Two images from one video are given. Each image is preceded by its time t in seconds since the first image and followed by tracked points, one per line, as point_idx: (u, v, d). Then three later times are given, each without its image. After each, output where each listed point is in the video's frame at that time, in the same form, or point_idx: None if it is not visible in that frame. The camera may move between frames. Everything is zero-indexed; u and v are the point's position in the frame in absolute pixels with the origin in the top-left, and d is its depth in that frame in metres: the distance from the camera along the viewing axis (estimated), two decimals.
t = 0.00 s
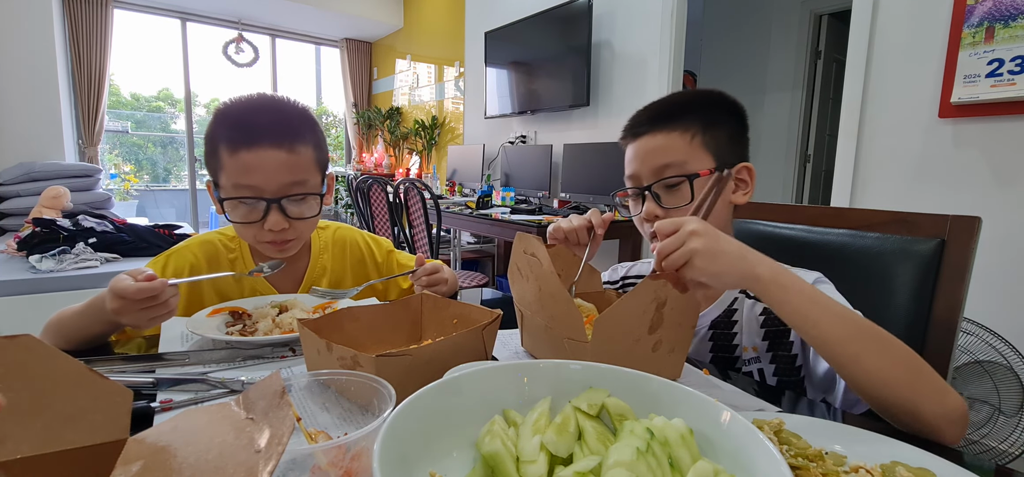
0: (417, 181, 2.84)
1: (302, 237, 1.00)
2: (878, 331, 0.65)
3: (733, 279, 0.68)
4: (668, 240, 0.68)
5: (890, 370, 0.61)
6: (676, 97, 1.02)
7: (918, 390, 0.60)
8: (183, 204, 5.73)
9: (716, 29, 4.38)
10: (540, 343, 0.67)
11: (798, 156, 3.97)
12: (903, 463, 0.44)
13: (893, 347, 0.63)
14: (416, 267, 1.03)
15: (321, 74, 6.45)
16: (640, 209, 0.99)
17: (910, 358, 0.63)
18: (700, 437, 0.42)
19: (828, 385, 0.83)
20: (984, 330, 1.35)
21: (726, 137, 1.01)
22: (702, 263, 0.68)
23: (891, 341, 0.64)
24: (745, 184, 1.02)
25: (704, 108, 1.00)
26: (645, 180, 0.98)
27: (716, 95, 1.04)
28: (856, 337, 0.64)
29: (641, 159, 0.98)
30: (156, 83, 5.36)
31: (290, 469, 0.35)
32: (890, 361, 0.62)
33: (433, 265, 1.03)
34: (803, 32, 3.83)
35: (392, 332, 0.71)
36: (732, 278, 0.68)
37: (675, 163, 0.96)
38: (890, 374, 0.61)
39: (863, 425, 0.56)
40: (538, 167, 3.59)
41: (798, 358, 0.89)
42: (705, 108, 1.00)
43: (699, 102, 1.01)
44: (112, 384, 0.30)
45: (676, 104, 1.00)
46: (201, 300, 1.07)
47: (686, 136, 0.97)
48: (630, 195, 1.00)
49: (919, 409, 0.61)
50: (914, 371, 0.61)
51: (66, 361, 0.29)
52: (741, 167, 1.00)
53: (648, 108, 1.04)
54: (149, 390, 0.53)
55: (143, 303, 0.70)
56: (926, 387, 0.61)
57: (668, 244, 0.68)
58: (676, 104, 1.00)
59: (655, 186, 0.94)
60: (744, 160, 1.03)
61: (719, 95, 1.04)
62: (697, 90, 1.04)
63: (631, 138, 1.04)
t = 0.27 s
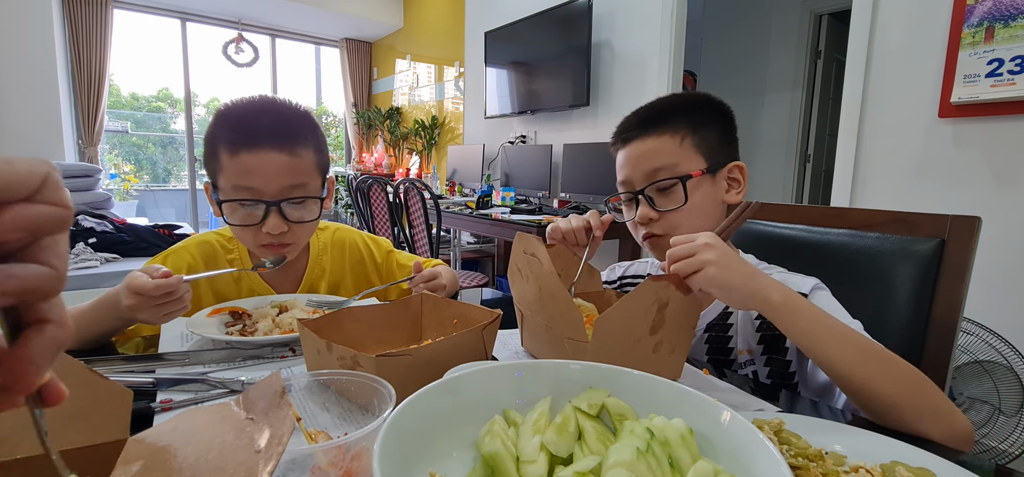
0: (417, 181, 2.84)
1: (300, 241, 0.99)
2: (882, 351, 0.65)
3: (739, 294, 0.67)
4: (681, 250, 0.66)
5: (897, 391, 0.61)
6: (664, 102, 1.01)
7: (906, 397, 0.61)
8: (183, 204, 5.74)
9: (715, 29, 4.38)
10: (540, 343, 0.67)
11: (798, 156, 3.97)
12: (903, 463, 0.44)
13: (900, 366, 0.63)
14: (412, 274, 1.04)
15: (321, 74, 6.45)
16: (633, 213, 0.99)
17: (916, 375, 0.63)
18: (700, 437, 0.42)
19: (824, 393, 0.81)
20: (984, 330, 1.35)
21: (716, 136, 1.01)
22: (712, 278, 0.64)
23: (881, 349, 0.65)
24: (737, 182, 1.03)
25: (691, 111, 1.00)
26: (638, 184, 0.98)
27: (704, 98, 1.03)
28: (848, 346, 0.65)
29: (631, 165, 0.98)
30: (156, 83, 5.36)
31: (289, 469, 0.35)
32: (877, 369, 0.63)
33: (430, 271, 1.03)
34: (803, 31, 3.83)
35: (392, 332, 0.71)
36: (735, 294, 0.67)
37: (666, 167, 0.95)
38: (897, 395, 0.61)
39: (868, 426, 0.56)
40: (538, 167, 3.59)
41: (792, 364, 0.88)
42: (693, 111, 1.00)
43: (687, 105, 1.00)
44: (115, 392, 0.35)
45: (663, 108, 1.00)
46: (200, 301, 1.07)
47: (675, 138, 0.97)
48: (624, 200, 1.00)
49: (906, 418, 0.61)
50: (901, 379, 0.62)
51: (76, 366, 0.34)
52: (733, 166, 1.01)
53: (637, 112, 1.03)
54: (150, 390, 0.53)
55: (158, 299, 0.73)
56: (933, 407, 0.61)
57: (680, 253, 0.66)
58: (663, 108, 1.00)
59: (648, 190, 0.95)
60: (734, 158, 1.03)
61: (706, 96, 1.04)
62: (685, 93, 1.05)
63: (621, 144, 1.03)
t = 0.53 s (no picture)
0: (417, 181, 2.84)
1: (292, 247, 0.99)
2: (880, 356, 0.65)
3: (739, 298, 0.66)
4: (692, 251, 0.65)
5: (896, 395, 0.61)
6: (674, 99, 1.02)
7: (898, 397, 0.61)
8: (183, 204, 5.74)
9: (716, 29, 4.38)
10: (540, 343, 0.67)
11: (798, 156, 3.97)
12: (904, 463, 0.44)
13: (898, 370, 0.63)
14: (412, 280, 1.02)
15: (321, 74, 6.45)
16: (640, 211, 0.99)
17: (915, 379, 0.63)
18: (700, 437, 0.42)
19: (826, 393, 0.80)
20: (984, 330, 1.35)
21: (724, 140, 1.01)
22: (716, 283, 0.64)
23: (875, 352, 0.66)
24: (744, 187, 1.03)
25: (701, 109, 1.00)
26: (646, 182, 0.98)
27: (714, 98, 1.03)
28: (839, 345, 0.66)
29: (641, 163, 0.98)
30: (156, 83, 5.36)
31: (290, 469, 0.35)
32: (863, 370, 0.64)
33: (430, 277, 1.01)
34: (803, 31, 3.83)
35: (392, 332, 0.71)
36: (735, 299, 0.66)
37: (676, 167, 0.95)
38: (897, 400, 0.61)
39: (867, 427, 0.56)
40: (538, 167, 3.59)
41: (794, 365, 0.86)
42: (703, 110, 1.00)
43: (696, 104, 1.00)
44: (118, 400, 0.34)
45: (672, 107, 1.00)
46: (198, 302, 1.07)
47: (688, 139, 0.97)
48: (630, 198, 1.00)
49: (898, 417, 0.61)
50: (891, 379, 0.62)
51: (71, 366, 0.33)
52: (741, 170, 1.01)
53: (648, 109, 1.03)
54: (150, 390, 0.53)
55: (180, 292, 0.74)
56: (933, 410, 0.61)
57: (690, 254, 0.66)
58: (675, 106, 1.00)
59: (657, 189, 0.94)
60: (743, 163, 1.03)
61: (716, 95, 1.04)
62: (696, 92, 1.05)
63: (631, 141, 1.03)
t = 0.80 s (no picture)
0: (417, 181, 2.84)
1: (284, 258, 1.00)
2: (881, 359, 0.65)
3: (748, 297, 0.64)
4: (712, 243, 0.64)
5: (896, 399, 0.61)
6: (676, 100, 1.03)
7: (895, 397, 0.62)
8: (183, 204, 5.74)
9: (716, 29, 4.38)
10: (541, 342, 0.67)
11: (798, 156, 3.97)
12: (903, 463, 0.44)
13: (900, 373, 0.63)
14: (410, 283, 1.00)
15: (321, 74, 6.45)
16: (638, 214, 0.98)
17: (915, 383, 0.63)
18: (700, 437, 0.42)
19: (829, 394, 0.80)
20: (984, 330, 1.35)
21: (725, 144, 1.00)
22: (727, 279, 0.62)
23: (872, 352, 0.66)
24: (745, 189, 1.02)
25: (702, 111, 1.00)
26: (645, 186, 0.98)
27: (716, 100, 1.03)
28: (838, 345, 0.65)
29: (640, 166, 0.99)
30: (156, 83, 5.35)
31: (289, 469, 0.35)
32: (861, 371, 0.63)
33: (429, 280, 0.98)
34: (803, 31, 3.83)
35: (392, 332, 0.71)
36: (743, 296, 0.64)
37: (674, 172, 0.95)
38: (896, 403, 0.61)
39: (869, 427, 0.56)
40: (538, 167, 3.59)
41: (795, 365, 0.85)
42: (704, 113, 1.00)
43: (698, 106, 1.01)
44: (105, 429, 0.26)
45: (673, 110, 1.00)
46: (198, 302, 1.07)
47: (686, 143, 0.97)
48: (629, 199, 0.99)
49: (898, 416, 0.61)
50: (889, 378, 0.63)
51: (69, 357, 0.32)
52: (742, 172, 1.00)
53: (649, 110, 1.04)
54: (150, 390, 0.53)
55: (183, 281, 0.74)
56: (932, 412, 0.62)
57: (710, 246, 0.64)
58: (678, 107, 1.00)
59: (657, 192, 0.94)
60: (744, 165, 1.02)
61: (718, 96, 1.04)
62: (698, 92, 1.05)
63: (631, 143, 1.03)
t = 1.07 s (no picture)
0: (417, 181, 2.84)
1: (291, 257, 1.01)
2: (877, 363, 0.64)
3: (738, 317, 0.63)
4: (707, 262, 0.59)
5: (893, 403, 0.62)
6: (670, 100, 1.02)
7: (890, 398, 0.62)
8: (183, 204, 5.74)
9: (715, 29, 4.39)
10: (540, 343, 0.67)
11: (798, 156, 3.97)
12: (903, 462, 0.44)
13: (895, 376, 0.63)
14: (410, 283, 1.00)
15: (321, 74, 6.45)
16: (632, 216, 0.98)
17: (912, 385, 0.63)
18: (700, 436, 0.42)
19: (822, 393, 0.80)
20: (984, 330, 1.35)
21: (719, 143, 1.00)
22: (712, 308, 0.60)
23: (865, 354, 0.66)
24: (739, 189, 1.03)
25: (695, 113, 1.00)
26: (638, 188, 0.97)
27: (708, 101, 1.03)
28: (830, 350, 0.65)
29: (632, 169, 0.98)
30: (156, 82, 5.35)
31: (289, 468, 0.35)
32: (854, 375, 0.63)
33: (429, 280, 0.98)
34: (803, 31, 3.83)
35: (392, 333, 0.71)
36: (733, 315, 0.62)
37: (668, 173, 0.95)
38: (894, 407, 0.62)
39: (867, 428, 0.56)
40: (538, 167, 3.59)
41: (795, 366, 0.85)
42: (698, 115, 1.00)
43: (692, 107, 1.01)
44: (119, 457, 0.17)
45: (666, 110, 1.00)
46: (198, 302, 1.07)
47: (679, 144, 0.97)
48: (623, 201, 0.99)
49: (895, 416, 0.61)
50: (883, 379, 0.63)
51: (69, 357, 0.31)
52: (737, 172, 1.01)
53: (639, 113, 1.03)
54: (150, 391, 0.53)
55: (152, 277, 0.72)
56: (929, 413, 0.62)
57: (703, 265, 0.59)
58: (673, 107, 1.00)
59: (650, 195, 0.94)
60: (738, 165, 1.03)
61: (711, 97, 1.04)
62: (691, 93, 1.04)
63: (622, 145, 1.03)
